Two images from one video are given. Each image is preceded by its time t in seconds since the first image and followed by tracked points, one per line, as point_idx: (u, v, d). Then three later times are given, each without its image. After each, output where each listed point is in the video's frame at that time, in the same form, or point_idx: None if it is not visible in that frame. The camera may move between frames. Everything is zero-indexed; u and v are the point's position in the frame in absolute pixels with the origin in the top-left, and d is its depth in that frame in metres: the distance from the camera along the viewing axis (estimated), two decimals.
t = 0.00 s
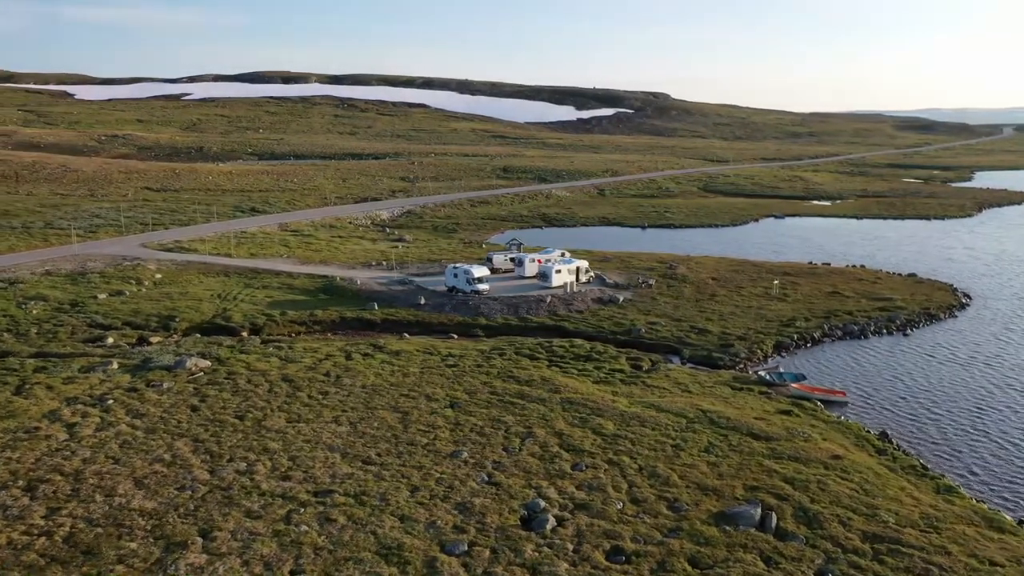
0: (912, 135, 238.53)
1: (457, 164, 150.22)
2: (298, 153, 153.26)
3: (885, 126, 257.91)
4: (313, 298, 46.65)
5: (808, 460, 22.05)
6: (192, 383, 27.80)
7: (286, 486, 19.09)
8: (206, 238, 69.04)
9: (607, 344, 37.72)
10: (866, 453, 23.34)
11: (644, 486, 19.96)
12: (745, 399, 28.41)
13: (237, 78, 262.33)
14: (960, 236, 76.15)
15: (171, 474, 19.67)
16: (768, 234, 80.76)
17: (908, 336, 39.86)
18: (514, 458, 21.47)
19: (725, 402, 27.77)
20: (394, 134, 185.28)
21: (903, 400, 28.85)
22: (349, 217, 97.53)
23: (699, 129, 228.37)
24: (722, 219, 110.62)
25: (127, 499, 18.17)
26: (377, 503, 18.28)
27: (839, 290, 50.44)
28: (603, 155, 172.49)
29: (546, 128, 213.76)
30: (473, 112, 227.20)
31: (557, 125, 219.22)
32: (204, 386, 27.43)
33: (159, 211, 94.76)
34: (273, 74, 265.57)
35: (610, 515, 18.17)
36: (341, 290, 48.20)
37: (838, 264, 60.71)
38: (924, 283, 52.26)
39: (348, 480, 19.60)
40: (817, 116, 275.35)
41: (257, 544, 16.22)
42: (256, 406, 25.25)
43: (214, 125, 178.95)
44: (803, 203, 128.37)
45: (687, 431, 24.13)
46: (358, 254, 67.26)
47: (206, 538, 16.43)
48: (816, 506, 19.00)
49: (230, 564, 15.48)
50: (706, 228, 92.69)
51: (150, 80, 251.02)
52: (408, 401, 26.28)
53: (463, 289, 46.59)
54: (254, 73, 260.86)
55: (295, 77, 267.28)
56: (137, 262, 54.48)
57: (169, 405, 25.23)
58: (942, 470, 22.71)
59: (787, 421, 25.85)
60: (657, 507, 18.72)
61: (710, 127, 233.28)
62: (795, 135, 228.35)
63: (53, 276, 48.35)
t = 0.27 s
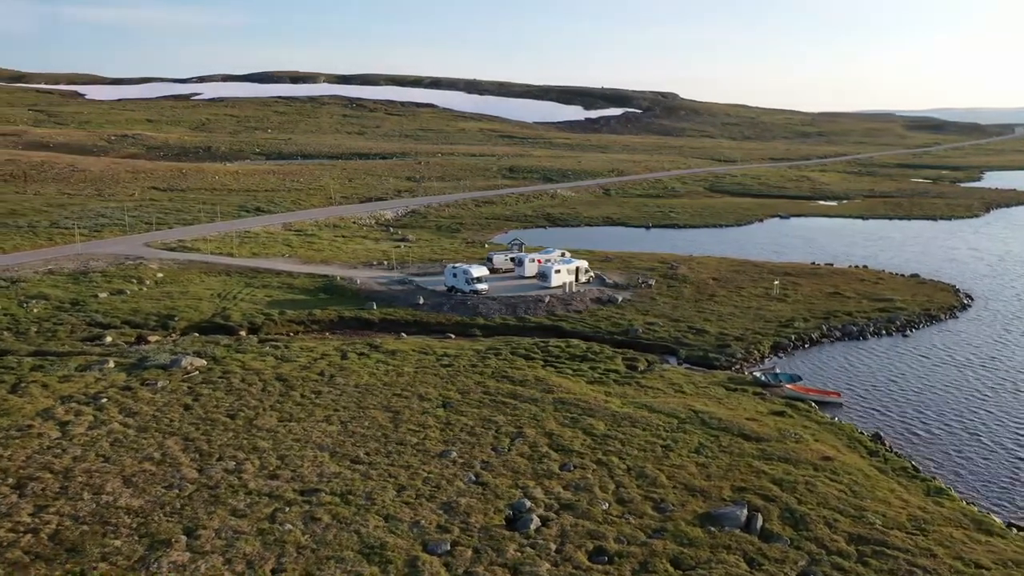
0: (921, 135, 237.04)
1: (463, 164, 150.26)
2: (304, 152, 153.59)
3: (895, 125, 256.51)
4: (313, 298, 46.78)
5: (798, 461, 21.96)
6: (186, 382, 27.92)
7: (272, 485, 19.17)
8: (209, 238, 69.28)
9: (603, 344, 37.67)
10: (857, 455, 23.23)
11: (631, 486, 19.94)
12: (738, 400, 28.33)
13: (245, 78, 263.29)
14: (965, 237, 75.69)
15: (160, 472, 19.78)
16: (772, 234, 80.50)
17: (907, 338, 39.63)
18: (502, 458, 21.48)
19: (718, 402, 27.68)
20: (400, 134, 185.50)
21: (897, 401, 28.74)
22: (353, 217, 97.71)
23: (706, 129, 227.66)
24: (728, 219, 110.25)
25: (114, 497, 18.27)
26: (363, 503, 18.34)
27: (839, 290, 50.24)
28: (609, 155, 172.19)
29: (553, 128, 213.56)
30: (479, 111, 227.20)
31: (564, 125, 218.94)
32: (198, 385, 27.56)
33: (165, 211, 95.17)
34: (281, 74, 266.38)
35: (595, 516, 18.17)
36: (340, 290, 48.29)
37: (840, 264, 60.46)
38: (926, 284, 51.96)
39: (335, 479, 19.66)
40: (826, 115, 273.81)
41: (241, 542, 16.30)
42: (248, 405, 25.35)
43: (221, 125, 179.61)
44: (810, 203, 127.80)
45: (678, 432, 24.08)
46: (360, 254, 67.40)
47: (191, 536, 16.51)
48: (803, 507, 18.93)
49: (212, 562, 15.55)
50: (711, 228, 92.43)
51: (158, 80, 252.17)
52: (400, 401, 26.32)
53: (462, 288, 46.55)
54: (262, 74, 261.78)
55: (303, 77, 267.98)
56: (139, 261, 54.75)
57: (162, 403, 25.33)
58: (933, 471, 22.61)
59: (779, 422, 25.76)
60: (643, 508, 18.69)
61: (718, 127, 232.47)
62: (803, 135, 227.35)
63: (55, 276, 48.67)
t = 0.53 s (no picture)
0: (931, 134, 235.58)
1: (469, 164, 150.31)
2: (311, 152, 153.95)
3: (904, 125, 255.06)
4: (312, 297, 46.91)
5: (788, 463, 21.89)
6: (181, 381, 28.06)
7: (259, 484, 19.24)
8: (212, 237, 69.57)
9: (600, 344, 37.62)
10: (849, 456, 23.12)
11: (618, 487, 19.92)
12: (732, 401, 28.23)
13: (253, 78, 264.22)
14: (971, 237, 75.20)
15: (149, 471, 19.89)
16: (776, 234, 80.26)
17: (907, 339, 39.43)
18: (490, 459, 21.47)
19: (712, 403, 27.60)
20: (406, 134, 185.74)
21: (892, 403, 28.59)
22: (357, 217, 97.93)
23: (714, 129, 227.02)
24: (733, 219, 109.91)
25: (101, 495, 18.38)
26: (349, 502, 18.38)
27: (840, 291, 49.97)
28: (616, 154, 171.95)
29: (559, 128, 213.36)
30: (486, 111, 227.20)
31: (570, 125, 218.70)
32: (192, 384, 27.67)
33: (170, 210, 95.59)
34: (288, 74, 267.20)
35: (580, 516, 18.14)
36: (340, 289, 48.41)
37: (842, 265, 60.23)
38: (928, 284, 51.68)
39: (323, 478, 19.71)
40: (835, 115, 272.29)
41: (225, 541, 16.38)
42: (240, 404, 25.45)
43: (228, 125, 180.28)
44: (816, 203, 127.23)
45: (668, 433, 24.03)
46: (362, 253, 67.54)
47: (175, 535, 16.60)
48: (790, 509, 18.86)
49: (195, 560, 15.64)
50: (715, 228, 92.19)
51: (167, 79, 253.32)
52: (392, 401, 26.36)
53: (461, 288, 46.52)
54: (270, 74, 262.64)
55: (310, 76, 268.63)
56: (141, 260, 55.03)
57: (155, 402, 25.46)
58: (924, 474, 22.48)
59: (772, 423, 25.66)
60: (629, 509, 18.67)
61: (726, 127, 231.69)
62: (811, 134, 226.36)
63: (57, 275, 48.97)
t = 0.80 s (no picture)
0: (940, 134, 234.12)
1: (474, 163, 150.35)
2: (317, 151, 154.34)
3: (913, 125, 253.62)
4: (311, 297, 47.04)
5: (777, 464, 21.82)
6: (175, 380, 28.19)
7: (246, 483, 19.31)
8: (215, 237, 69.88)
9: (597, 345, 37.57)
10: (840, 458, 23.01)
11: (605, 487, 19.89)
12: (726, 401, 28.13)
13: (261, 78, 265.16)
14: (976, 238, 74.77)
15: (138, 469, 20.01)
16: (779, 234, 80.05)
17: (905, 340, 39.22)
18: (478, 459, 21.47)
19: (705, 404, 27.50)
20: (413, 133, 186.02)
21: (888, 405, 28.46)
22: (361, 216, 98.15)
23: (721, 128, 226.35)
24: (739, 219, 109.55)
25: (89, 493, 18.51)
26: (334, 501, 18.44)
27: (841, 292, 49.78)
28: (622, 154, 171.65)
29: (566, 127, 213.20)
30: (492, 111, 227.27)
31: (577, 125, 218.49)
32: (187, 383, 27.81)
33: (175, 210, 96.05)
34: (296, 74, 268.01)
35: (564, 517, 18.14)
36: (340, 289, 48.53)
37: (844, 265, 59.99)
38: (930, 285, 51.41)
39: (310, 478, 19.77)
40: (844, 114, 270.91)
41: (208, 539, 16.45)
42: (233, 403, 25.56)
43: (235, 125, 181.00)
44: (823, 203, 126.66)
45: (659, 433, 23.98)
46: (364, 253, 67.68)
47: (160, 533, 16.70)
48: (776, 510, 18.80)
49: (177, 558, 15.72)
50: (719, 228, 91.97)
51: (175, 79, 254.52)
52: (384, 401, 26.39)
53: (460, 288, 46.52)
54: (277, 74, 263.50)
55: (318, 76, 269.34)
56: (143, 259, 55.33)
57: (148, 401, 25.60)
58: (915, 476, 22.37)
59: (764, 424, 25.58)
60: (614, 509, 18.66)
61: (733, 126, 230.90)
62: (819, 134, 225.38)
63: (59, 274, 49.31)
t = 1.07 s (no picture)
0: (949, 134, 232.73)
1: (480, 163, 150.40)
2: (322, 151, 154.75)
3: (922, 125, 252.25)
4: (311, 296, 47.19)
5: (767, 465, 21.75)
6: (170, 379, 28.34)
7: (233, 482, 19.39)
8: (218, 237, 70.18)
9: (593, 345, 37.52)
10: (831, 460, 22.91)
11: (591, 488, 19.89)
12: (719, 403, 28.04)
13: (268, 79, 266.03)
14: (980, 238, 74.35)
15: (128, 468, 20.13)
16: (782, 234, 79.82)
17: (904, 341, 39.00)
18: (467, 459, 21.49)
19: (698, 405, 27.43)
20: (419, 133, 186.30)
21: (882, 406, 28.37)
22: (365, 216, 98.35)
23: (727, 128, 225.73)
24: (744, 219, 109.21)
25: (77, 491, 18.63)
26: (320, 500, 18.50)
27: (842, 292, 49.57)
28: (628, 154, 171.42)
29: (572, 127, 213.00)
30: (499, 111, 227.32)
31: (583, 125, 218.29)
32: (181, 382, 27.95)
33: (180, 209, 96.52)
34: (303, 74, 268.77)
35: (549, 517, 18.14)
36: (339, 288, 48.67)
37: (846, 266, 59.76)
38: (932, 286, 51.15)
39: (297, 476, 19.84)
40: (853, 114, 269.45)
41: (192, 538, 16.53)
42: (226, 402, 25.65)
43: (242, 124, 181.68)
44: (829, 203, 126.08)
45: (649, 434, 23.95)
46: (366, 252, 67.82)
47: (145, 531, 16.79)
48: (763, 512, 18.74)
49: (160, 556, 15.81)
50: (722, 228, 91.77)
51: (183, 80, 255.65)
52: (376, 400, 26.46)
53: (459, 288, 46.53)
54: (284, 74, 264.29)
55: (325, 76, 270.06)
56: (145, 258, 55.62)
57: (142, 400, 25.74)
58: (906, 478, 22.28)
59: (756, 425, 25.50)
60: (599, 510, 18.65)
61: (740, 126, 230.16)
62: (826, 134, 224.42)
63: (61, 273, 49.63)
